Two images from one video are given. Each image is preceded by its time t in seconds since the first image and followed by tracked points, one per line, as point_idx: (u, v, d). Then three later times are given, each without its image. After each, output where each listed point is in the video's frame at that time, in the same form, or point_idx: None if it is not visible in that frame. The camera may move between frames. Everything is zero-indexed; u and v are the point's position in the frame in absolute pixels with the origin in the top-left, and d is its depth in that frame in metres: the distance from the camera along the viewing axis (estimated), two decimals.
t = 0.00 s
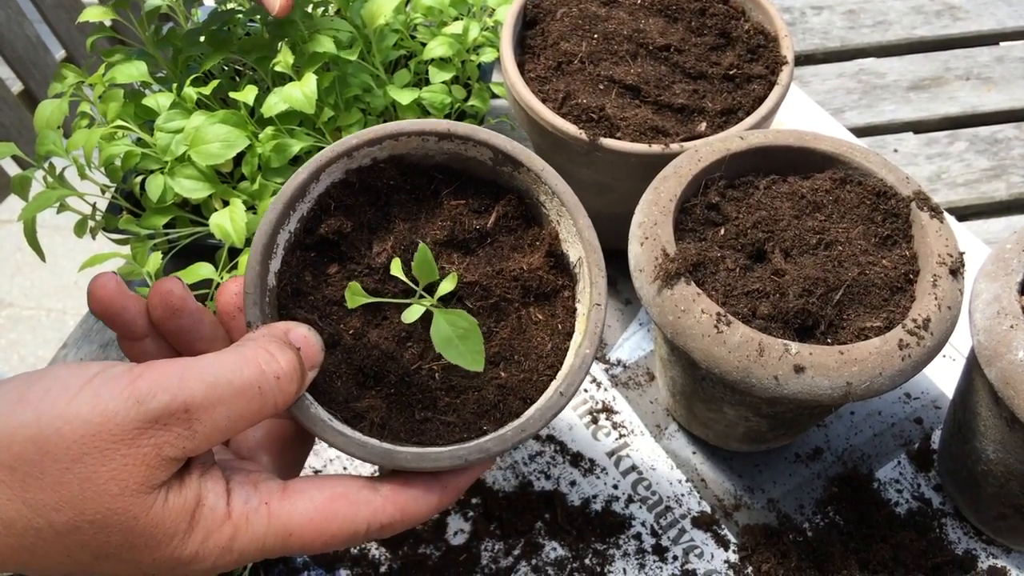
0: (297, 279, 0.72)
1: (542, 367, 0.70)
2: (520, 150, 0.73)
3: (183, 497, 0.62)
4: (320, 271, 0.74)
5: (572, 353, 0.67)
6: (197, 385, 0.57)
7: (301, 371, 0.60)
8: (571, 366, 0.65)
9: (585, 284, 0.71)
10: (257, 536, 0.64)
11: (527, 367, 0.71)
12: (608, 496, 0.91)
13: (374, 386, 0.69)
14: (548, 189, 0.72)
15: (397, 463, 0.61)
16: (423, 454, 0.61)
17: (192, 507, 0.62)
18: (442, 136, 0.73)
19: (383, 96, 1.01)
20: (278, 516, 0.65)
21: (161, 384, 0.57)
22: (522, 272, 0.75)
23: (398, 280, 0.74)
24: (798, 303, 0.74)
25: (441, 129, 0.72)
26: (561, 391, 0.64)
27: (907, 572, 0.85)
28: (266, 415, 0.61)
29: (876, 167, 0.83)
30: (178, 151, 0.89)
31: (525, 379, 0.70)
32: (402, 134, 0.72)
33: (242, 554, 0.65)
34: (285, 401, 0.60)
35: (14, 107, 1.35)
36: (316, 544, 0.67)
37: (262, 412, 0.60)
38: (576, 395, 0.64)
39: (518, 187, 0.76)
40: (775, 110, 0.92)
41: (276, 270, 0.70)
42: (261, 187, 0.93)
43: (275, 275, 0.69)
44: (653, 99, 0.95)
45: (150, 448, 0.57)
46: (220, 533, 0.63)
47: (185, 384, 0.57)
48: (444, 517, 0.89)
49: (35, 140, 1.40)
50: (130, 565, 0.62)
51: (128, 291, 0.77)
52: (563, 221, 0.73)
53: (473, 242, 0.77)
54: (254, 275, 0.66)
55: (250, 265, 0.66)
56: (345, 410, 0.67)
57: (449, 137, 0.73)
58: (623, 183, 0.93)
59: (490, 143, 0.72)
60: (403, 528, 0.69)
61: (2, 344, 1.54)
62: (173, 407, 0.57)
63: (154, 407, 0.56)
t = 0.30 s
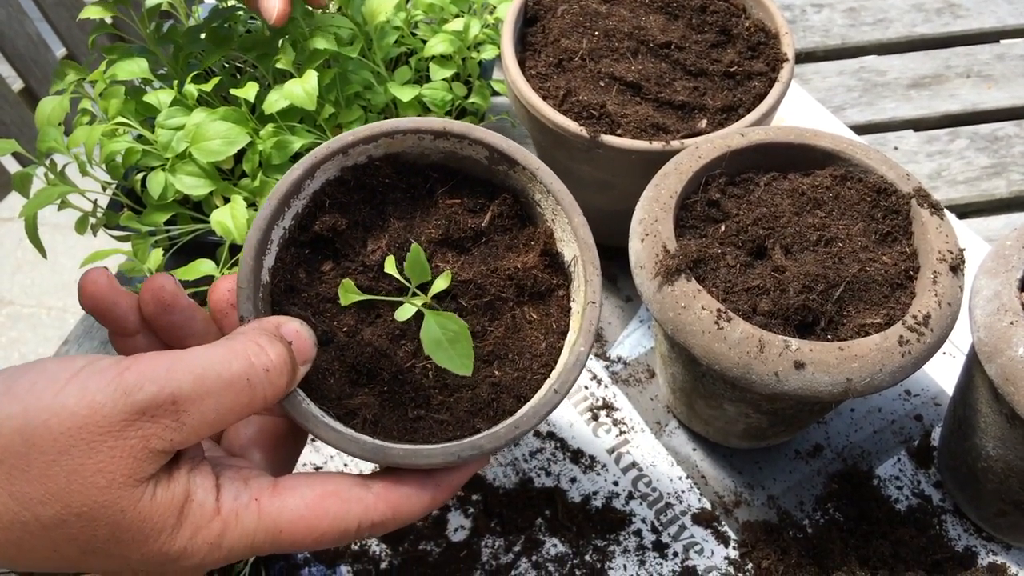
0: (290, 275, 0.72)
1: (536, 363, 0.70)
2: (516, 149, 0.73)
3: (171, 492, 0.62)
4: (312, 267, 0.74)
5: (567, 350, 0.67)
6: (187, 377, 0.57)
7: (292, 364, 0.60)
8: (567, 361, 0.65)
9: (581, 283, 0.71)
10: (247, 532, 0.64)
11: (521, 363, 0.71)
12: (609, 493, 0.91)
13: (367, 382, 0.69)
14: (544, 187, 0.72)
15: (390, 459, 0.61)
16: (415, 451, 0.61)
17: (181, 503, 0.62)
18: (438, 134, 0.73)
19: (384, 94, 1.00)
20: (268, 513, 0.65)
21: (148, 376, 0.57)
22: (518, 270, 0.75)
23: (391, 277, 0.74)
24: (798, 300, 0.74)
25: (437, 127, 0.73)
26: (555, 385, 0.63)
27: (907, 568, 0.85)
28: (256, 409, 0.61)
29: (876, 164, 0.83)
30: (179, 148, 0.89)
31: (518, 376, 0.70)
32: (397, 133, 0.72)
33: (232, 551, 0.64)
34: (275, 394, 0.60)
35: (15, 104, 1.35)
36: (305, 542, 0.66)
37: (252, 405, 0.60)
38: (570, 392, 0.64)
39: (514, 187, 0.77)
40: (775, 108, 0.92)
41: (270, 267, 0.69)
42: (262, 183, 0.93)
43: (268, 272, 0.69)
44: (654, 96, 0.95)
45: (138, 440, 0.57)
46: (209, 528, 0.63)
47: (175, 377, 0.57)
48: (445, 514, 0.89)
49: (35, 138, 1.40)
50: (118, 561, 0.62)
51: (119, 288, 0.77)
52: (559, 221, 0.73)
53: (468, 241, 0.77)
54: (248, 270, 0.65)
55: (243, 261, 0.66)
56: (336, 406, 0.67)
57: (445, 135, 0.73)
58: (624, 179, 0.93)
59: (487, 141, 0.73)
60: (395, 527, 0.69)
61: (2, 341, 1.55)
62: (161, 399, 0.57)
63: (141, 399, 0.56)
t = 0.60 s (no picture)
0: (286, 267, 0.72)
1: (534, 350, 0.70)
2: (511, 138, 0.73)
3: (155, 469, 0.62)
4: (309, 258, 0.74)
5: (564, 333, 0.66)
6: (170, 350, 0.58)
7: (280, 341, 0.60)
8: (563, 344, 0.64)
9: (576, 266, 0.70)
10: (233, 515, 0.64)
11: (519, 351, 0.70)
12: (609, 491, 0.91)
13: (362, 372, 0.69)
14: (539, 174, 0.73)
15: (381, 443, 0.60)
16: (406, 435, 0.60)
17: (166, 483, 0.62)
18: (433, 125, 0.74)
19: (385, 92, 1.00)
20: (256, 496, 0.65)
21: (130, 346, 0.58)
22: (515, 259, 0.74)
23: (387, 265, 0.74)
24: (799, 298, 0.74)
25: (432, 117, 0.73)
26: (551, 368, 0.63)
27: (907, 566, 0.85)
28: (243, 386, 0.61)
29: (877, 162, 0.83)
30: (180, 147, 0.90)
31: (514, 363, 0.69)
32: (392, 124, 0.73)
33: (218, 534, 0.65)
34: (262, 371, 0.60)
35: (15, 102, 1.34)
36: (295, 528, 0.66)
37: (239, 382, 0.60)
38: (565, 373, 0.63)
39: (511, 176, 0.77)
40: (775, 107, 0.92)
41: (265, 257, 0.70)
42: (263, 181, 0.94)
43: (263, 262, 0.69)
44: (655, 95, 0.96)
45: (121, 411, 0.58)
46: (194, 508, 0.63)
47: (160, 349, 0.58)
48: (445, 512, 0.89)
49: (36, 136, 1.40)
50: (101, 540, 0.62)
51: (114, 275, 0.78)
52: (555, 208, 0.73)
53: (466, 232, 0.77)
54: (242, 259, 0.65)
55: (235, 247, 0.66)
56: (330, 394, 0.67)
57: (440, 126, 0.74)
58: (624, 177, 0.93)
59: (481, 131, 0.73)
60: (388, 517, 0.69)
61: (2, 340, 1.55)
62: (144, 369, 0.57)
63: (124, 368, 0.57)
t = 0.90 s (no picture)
0: (284, 252, 0.72)
1: (533, 333, 0.69)
2: (508, 121, 0.73)
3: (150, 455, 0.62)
4: (307, 245, 0.74)
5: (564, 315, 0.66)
6: (165, 332, 0.58)
7: (276, 323, 0.60)
8: (563, 326, 0.64)
9: (577, 249, 0.70)
10: (231, 499, 0.64)
11: (519, 335, 0.70)
12: (610, 490, 0.91)
13: (361, 357, 0.69)
14: (537, 156, 0.72)
15: (380, 425, 0.60)
16: (404, 417, 0.60)
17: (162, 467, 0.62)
18: (430, 109, 0.74)
19: (385, 90, 1.00)
20: (254, 481, 0.65)
21: (125, 329, 0.57)
22: (514, 242, 0.74)
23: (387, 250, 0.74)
24: (800, 297, 0.74)
25: (429, 101, 0.73)
26: (552, 349, 0.63)
27: (908, 566, 0.85)
28: (239, 370, 0.61)
29: (879, 161, 0.83)
30: (180, 144, 0.90)
31: (515, 346, 0.69)
32: (388, 108, 0.73)
33: (216, 519, 0.64)
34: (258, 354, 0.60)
35: (16, 100, 1.34)
36: (294, 512, 0.66)
37: (234, 365, 0.60)
38: (567, 354, 0.63)
39: (509, 160, 0.77)
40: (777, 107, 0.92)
41: (262, 243, 0.69)
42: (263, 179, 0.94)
43: (261, 248, 0.69)
44: (656, 93, 0.95)
45: (115, 393, 0.58)
46: (191, 493, 0.63)
47: (154, 330, 0.58)
48: (446, 511, 0.89)
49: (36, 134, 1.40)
50: (98, 526, 0.62)
51: (109, 262, 0.77)
52: (554, 192, 0.73)
53: (464, 217, 0.77)
54: (239, 244, 0.65)
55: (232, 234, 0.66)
56: (329, 378, 0.67)
57: (437, 110, 0.73)
58: (625, 176, 0.93)
59: (478, 115, 0.73)
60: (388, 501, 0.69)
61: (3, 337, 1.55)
62: (138, 350, 0.57)
63: (118, 349, 0.57)
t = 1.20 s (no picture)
0: (279, 246, 0.72)
1: (528, 327, 0.69)
2: (503, 115, 0.73)
3: (147, 448, 0.62)
4: (302, 240, 0.74)
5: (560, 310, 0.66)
6: (161, 326, 0.58)
7: (271, 317, 0.60)
8: (559, 322, 0.64)
9: (572, 244, 0.70)
10: (227, 492, 0.64)
11: (515, 329, 0.70)
12: (607, 487, 0.91)
13: (357, 352, 0.69)
14: (533, 150, 0.72)
15: (375, 420, 0.60)
16: (400, 413, 0.60)
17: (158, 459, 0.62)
18: (425, 103, 0.74)
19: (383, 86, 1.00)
20: (250, 475, 0.65)
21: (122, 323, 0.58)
22: (508, 237, 0.75)
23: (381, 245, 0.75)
24: (796, 293, 0.74)
25: (424, 94, 0.73)
26: (547, 345, 0.63)
27: (905, 563, 0.85)
28: (235, 363, 0.61)
29: (876, 157, 0.83)
30: (178, 140, 0.90)
31: (511, 340, 0.69)
32: (384, 102, 0.73)
33: (213, 512, 0.65)
34: (253, 348, 0.60)
35: (15, 97, 1.35)
36: (291, 505, 0.67)
37: (230, 358, 0.60)
38: (561, 350, 0.63)
39: (504, 154, 0.77)
40: (774, 103, 0.92)
41: (259, 237, 0.70)
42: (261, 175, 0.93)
43: (257, 241, 0.69)
44: (654, 90, 0.95)
45: (112, 387, 0.58)
46: (188, 486, 0.63)
47: (150, 323, 0.58)
48: (444, 508, 0.89)
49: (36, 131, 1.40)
50: (95, 519, 0.62)
51: (105, 255, 0.78)
52: (549, 186, 0.73)
53: (460, 212, 0.77)
54: (235, 237, 0.65)
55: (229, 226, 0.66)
56: (324, 373, 0.67)
57: (432, 104, 0.74)
58: (623, 172, 0.93)
59: (473, 108, 0.73)
60: (386, 494, 0.69)
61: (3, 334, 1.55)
62: (135, 344, 0.57)
63: (114, 342, 0.57)
